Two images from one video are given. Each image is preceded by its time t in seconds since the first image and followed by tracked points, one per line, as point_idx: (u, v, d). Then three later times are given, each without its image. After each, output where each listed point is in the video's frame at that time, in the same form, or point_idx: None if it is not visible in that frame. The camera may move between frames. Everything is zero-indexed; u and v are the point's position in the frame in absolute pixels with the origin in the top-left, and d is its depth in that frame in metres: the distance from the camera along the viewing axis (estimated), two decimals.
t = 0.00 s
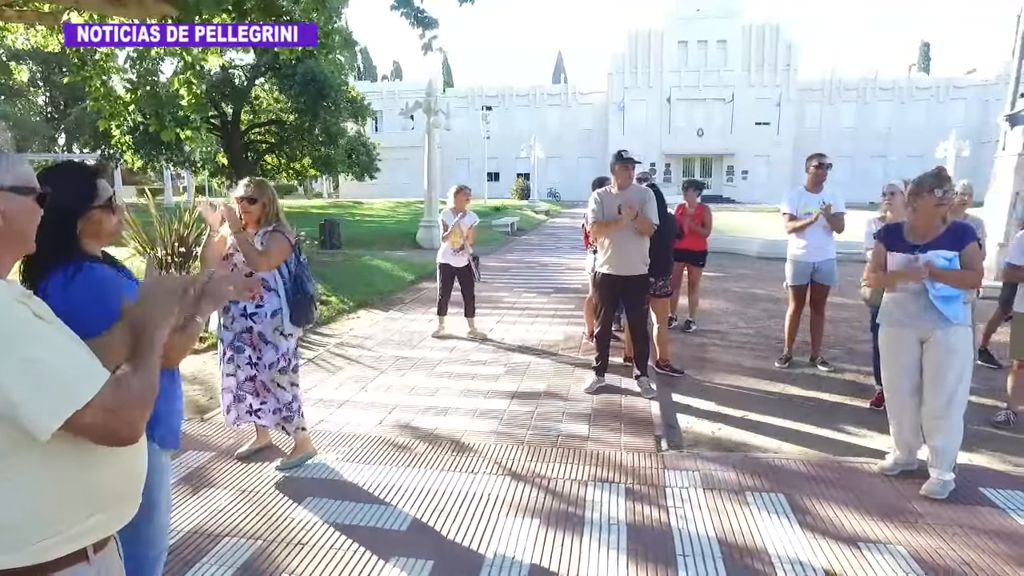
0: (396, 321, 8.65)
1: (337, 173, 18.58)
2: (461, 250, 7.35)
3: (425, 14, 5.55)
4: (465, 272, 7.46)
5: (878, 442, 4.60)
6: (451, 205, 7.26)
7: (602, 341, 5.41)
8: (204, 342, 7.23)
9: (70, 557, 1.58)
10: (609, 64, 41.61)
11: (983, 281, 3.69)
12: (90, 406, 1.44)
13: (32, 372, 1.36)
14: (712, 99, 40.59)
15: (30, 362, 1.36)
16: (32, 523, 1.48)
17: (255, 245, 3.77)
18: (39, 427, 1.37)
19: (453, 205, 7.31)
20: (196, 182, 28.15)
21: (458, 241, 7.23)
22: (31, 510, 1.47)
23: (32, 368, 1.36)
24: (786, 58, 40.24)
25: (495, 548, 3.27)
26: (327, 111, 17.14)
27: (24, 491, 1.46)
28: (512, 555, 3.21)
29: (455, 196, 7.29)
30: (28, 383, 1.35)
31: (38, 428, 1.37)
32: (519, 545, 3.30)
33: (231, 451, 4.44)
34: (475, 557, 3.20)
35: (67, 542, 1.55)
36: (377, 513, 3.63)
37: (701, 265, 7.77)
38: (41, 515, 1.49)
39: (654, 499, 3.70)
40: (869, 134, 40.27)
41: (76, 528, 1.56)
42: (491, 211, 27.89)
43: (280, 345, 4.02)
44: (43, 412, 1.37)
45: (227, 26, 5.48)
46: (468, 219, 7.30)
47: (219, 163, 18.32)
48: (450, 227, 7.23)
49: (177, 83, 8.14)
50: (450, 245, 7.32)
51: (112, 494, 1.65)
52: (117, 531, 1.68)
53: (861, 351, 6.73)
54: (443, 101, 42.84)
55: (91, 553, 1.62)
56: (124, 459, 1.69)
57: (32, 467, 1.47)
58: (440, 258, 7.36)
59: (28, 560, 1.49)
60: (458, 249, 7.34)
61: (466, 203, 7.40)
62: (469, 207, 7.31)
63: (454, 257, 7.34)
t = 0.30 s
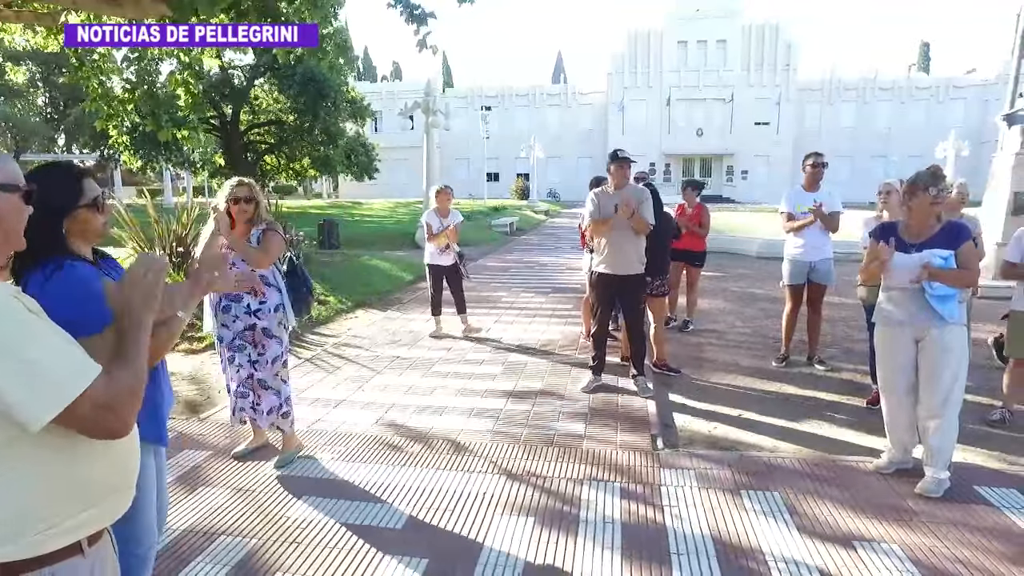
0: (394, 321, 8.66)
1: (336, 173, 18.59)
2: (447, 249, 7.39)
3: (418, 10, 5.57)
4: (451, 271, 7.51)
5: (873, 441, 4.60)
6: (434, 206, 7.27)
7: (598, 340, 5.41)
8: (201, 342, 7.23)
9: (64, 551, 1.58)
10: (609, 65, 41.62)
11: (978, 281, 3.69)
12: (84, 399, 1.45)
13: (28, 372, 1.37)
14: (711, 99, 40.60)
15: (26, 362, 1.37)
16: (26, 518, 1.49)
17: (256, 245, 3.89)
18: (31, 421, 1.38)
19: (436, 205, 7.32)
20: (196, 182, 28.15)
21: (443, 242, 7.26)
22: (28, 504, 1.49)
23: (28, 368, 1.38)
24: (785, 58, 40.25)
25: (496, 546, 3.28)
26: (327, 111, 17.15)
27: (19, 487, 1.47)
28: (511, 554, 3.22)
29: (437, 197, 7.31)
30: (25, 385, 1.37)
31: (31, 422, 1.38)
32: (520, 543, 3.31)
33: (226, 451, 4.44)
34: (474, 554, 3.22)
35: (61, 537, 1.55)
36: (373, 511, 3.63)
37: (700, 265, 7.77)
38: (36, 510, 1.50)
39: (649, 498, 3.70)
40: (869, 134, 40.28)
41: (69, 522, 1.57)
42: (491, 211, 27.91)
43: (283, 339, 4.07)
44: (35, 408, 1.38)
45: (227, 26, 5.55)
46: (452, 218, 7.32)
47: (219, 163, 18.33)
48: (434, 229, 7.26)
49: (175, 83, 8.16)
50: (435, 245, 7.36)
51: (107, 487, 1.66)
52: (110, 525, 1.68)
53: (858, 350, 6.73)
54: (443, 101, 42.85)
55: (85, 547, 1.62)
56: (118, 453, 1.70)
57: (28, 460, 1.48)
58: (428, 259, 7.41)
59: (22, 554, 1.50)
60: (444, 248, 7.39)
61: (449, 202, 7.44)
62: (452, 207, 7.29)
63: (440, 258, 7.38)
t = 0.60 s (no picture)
0: (391, 321, 8.64)
1: (335, 173, 18.56)
2: (443, 247, 7.38)
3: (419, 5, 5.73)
4: (448, 271, 7.49)
5: (870, 442, 4.58)
6: (427, 205, 7.31)
7: (595, 341, 5.38)
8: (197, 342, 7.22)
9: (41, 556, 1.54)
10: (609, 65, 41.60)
11: (975, 281, 3.65)
12: (65, 397, 1.44)
13: (19, 371, 1.37)
14: (711, 99, 40.59)
15: (15, 360, 1.37)
16: (7, 520, 1.46)
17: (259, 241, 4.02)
18: (11, 417, 1.36)
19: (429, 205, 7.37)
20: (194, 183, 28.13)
21: (438, 239, 7.25)
22: (12, 505, 1.46)
23: (17, 367, 1.37)
24: (785, 58, 40.24)
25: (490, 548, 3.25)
26: (326, 111, 17.12)
27: (6, 485, 1.46)
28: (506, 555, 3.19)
29: (429, 195, 7.36)
30: (13, 384, 1.36)
31: (14, 419, 1.36)
32: (514, 544, 3.29)
33: (220, 451, 4.42)
34: (469, 555, 3.20)
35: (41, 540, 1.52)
36: (366, 513, 3.60)
37: (697, 265, 7.79)
38: (23, 510, 1.48)
39: (644, 499, 3.68)
40: (868, 134, 40.27)
41: (52, 524, 1.54)
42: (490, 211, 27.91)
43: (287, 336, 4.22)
44: (17, 406, 1.36)
45: (226, 26, 5.55)
46: (445, 216, 7.31)
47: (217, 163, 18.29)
48: (427, 227, 7.28)
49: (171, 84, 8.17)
50: (431, 244, 7.33)
51: (91, 489, 1.63)
52: (93, 529, 1.65)
53: (857, 350, 6.70)
54: (443, 101, 42.84)
55: (63, 553, 1.59)
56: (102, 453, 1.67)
57: (10, 460, 1.46)
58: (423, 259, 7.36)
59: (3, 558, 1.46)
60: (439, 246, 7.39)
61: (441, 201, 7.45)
62: (444, 205, 7.34)
63: (438, 257, 7.34)
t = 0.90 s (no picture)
0: (386, 322, 8.58)
1: (334, 173, 18.51)
2: (443, 248, 7.32)
3: (413, 9, 5.72)
4: (449, 271, 7.41)
5: (866, 446, 4.53)
6: (426, 205, 7.24)
7: (589, 344, 5.33)
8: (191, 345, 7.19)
9: None
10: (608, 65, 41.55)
11: (970, 285, 3.59)
12: (14, 404, 1.41)
13: None
14: (711, 99, 40.54)
15: None
16: None
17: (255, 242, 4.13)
18: None
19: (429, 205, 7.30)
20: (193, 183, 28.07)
21: (438, 239, 7.19)
22: None
23: None
24: (785, 58, 40.18)
25: (477, 554, 3.21)
26: (325, 111, 17.08)
27: None
28: (493, 561, 3.15)
29: (430, 195, 7.28)
30: None
31: None
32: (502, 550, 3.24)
33: (209, 455, 4.37)
34: (455, 562, 3.15)
35: None
36: (354, 520, 3.55)
37: (693, 266, 7.71)
38: None
39: (635, 505, 3.63)
40: (868, 133, 40.20)
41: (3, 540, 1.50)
42: (489, 211, 27.86)
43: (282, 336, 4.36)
44: None
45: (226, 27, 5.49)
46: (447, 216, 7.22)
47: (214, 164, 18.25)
48: (427, 228, 7.20)
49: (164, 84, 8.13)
50: (432, 244, 7.28)
51: (49, 499, 1.59)
52: (52, 543, 1.62)
53: (854, 352, 6.65)
54: (442, 101, 42.79)
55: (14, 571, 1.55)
56: (60, 465, 1.63)
57: None
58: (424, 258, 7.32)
59: None
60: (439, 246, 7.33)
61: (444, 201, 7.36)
62: (446, 205, 7.26)
63: (439, 257, 7.29)
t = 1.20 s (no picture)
0: (381, 323, 8.53)
1: (332, 173, 18.46)
2: (445, 248, 7.28)
3: (405, 11, 5.67)
4: (449, 272, 7.36)
5: (862, 449, 4.49)
6: (428, 206, 7.19)
7: (582, 346, 5.28)
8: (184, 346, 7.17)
9: None
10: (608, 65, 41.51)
11: (969, 287, 3.54)
12: None
13: None
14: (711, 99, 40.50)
15: None
16: None
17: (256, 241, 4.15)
18: None
19: (431, 206, 7.25)
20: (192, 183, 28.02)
21: (440, 240, 7.13)
22: None
23: None
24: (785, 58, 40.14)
25: (465, 562, 3.16)
26: (323, 111, 17.03)
27: None
28: (480, 570, 3.10)
29: (431, 196, 7.22)
30: None
31: None
32: (489, 559, 3.18)
33: (198, 459, 4.33)
34: (442, 569, 3.10)
35: None
36: (340, 523, 3.51)
37: (689, 266, 7.62)
38: None
39: (627, 511, 3.60)
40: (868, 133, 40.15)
41: None
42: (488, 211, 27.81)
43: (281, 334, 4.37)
44: None
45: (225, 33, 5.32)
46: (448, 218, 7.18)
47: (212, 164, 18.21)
48: (429, 228, 7.14)
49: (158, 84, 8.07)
50: (433, 245, 7.24)
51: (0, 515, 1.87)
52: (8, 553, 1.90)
53: (851, 354, 6.60)
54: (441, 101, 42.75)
55: None
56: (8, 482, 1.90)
57: None
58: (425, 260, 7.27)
59: None
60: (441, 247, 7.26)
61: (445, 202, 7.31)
62: (448, 206, 7.21)
63: (440, 257, 7.23)
